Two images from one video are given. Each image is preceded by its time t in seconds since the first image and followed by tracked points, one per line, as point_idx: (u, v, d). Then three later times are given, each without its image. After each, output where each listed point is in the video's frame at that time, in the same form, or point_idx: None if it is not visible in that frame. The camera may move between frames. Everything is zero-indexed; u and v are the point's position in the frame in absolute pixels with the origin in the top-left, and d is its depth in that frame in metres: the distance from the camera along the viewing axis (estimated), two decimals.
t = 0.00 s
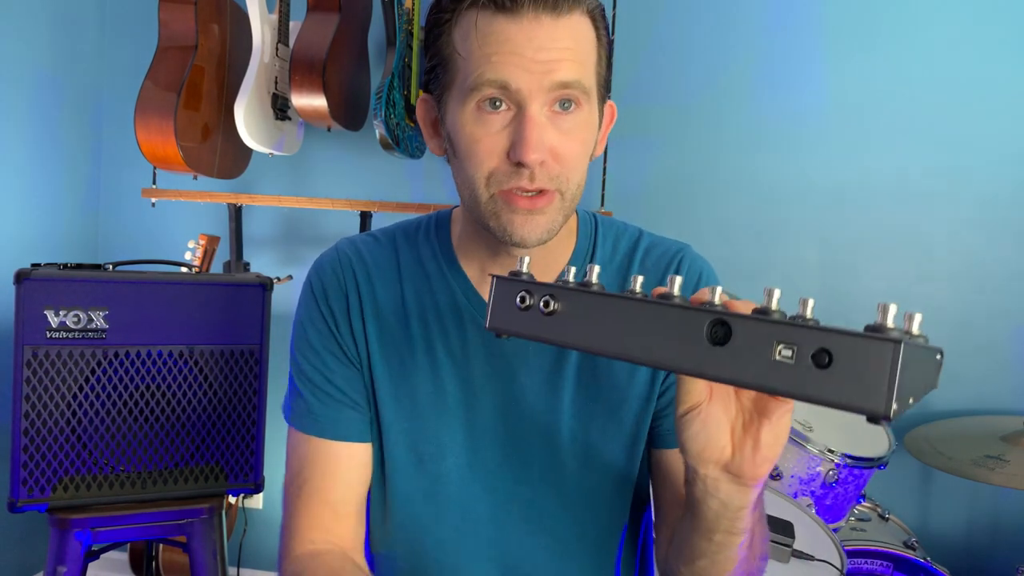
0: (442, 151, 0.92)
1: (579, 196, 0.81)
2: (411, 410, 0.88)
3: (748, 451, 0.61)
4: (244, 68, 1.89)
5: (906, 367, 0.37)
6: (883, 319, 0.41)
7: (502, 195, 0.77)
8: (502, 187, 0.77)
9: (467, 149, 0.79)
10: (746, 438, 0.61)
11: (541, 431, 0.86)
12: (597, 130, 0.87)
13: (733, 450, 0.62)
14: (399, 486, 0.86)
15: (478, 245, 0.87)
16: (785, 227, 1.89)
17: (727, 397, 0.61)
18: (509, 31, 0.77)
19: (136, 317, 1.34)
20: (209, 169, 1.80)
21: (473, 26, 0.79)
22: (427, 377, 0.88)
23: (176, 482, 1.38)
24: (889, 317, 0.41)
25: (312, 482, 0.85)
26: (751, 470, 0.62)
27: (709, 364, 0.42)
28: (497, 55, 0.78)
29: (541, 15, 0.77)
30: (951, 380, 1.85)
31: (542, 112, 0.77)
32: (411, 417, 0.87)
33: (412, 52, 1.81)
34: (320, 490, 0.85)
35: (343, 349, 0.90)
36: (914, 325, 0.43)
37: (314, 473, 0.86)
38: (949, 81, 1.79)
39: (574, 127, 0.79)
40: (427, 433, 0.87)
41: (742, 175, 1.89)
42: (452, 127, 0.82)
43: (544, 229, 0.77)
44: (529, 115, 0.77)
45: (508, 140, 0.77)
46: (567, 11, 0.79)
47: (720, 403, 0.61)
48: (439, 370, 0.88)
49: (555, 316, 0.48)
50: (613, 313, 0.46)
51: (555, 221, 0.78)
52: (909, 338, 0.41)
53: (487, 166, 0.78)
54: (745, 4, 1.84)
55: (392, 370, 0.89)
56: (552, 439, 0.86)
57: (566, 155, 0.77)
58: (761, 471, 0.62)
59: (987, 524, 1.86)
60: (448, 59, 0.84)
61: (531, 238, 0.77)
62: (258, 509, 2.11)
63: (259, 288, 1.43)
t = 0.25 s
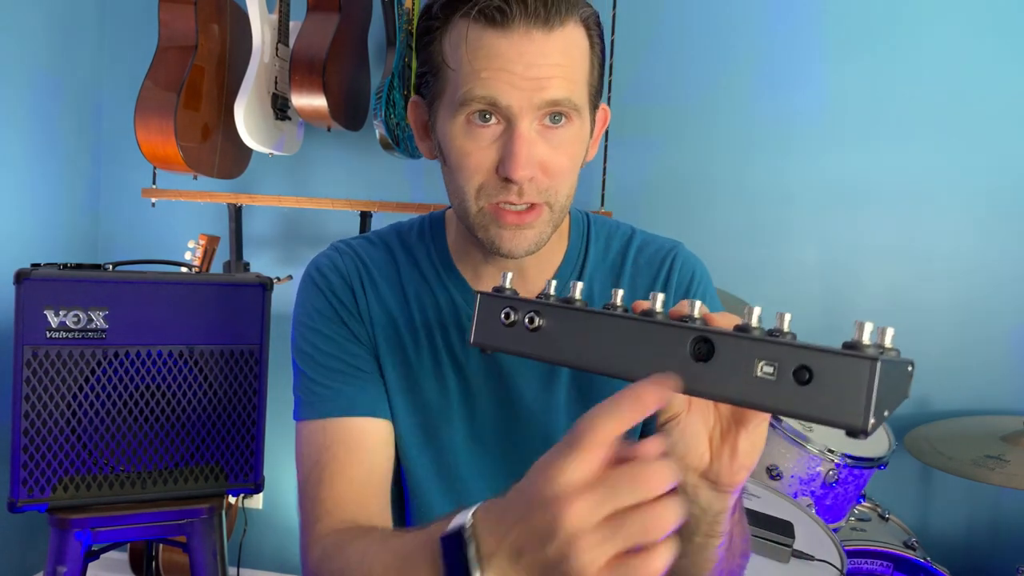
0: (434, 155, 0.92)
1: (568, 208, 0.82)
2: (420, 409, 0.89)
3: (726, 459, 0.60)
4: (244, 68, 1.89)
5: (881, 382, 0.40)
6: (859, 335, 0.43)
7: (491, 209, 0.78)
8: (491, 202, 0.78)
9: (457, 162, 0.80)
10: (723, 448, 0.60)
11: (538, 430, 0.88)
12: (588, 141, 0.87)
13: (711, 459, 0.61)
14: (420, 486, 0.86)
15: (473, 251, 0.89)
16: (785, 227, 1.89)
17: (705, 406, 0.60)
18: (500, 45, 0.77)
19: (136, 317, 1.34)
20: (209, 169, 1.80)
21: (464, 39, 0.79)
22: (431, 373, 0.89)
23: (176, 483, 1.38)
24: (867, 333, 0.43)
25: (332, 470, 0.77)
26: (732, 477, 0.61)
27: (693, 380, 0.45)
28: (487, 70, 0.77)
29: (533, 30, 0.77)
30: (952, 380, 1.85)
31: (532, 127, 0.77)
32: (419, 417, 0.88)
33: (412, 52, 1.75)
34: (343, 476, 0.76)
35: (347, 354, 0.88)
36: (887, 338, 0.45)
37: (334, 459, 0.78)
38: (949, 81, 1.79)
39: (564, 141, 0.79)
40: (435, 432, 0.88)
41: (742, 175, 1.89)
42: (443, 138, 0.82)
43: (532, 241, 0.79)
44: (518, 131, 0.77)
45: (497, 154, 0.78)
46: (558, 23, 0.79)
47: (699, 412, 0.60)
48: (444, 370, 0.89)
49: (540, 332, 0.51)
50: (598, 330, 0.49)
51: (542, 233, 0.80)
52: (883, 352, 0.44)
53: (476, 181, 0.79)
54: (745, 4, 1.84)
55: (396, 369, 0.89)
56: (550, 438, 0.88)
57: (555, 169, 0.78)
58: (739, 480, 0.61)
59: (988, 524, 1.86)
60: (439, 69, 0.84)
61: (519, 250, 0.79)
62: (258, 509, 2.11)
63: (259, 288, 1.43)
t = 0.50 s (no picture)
0: (433, 155, 0.92)
1: (568, 206, 0.82)
2: (422, 409, 0.88)
3: (724, 459, 0.60)
4: (245, 68, 1.89)
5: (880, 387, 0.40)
6: (856, 341, 0.43)
7: (490, 207, 0.79)
8: (491, 200, 0.79)
9: (456, 161, 0.80)
10: (722, 447, 0.60)
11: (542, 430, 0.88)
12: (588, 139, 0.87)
13: (710, 457, 0.61)
14: (422, 486, 0.86)
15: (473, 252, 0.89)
16: (785, 227, 1.89)
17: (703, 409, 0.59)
18: (499, 43, 0.77)
19: (136, 317, 1.34)
20: (209, 169, 1.80)
21: (463, 37, 0.79)
22: (433, 374, 0.89)
23: (176, 483, 1.38)
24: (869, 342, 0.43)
25: (341, 469, 0.77)
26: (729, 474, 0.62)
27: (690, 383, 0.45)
28: (486, 68, 0.77)
29: (531, 28, 0.77)
30: (951, 380, 1.85)
31: (531, 126, 0.78)
32: (422, 418, 0.88)
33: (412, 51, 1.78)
34: (352, 477, 0.77)
35: (348, 356, 0.88)
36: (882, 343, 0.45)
37: (343, 459, 0.78)
38: (949, 81, 1.79)
39: (564, 139, 0.79)
40: (438, 432, 0.88)
41: (742, 175, 1.89)
42: (442, 137, 0.82)
43: (532, 240, 0.79)
44: (518, 129, 0.77)
45: (496, 153, 0.78)
46: (558, 22, 0.79)
47: (698, 412, 0.59)
48: (445, 370, 0.89)
49: (539, 335, 0.51)
50: (598, 334, 0.49)
51: (542, 231, 0.80)
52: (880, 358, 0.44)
53: (476, 180, 0.79)
54: (745, 4, 1.84)
55: (398, 369, 0.89)
56: (552, 437, 0.88)
57: (555, 167, 0.78)
58: (735, 475, 0.62)
59: (987, 524, 1.86)
60: (437, 68, 0.84)
61: (519, 248, 0.79)
62: (258, 509, 2.11)
63: (259, 288, 1.42)
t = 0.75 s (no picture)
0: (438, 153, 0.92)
1: (571, 203, 0.82)
2: (423, 410, 0.88)
3: (731, 458, 0.60)
4: (245, 68, 1.88)
5: (890, 375, 0.41)
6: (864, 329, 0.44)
7: (493, 203, 0.78)
8: (494, 195, 0.78)
9: (460, 156, 0.80)
10: (727, 447, 0.60)
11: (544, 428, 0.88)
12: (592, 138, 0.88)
13: (716, 456, 0.61)
14: (423, 486, 0.86)
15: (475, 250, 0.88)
16: (785, 227, 1.89)
17: (710, 405, 0.60)
18: (505, 40, 0.77)
19: (136, 317, 1.34)
20: (209, 169, 1.80)
21: (468, 33, 0.79)
22: (435, 374, 0.89)
23: (176, 483, 1.38)
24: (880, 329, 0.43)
25: (340, 469, 0.77)
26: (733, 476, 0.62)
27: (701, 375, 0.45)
28: (491, 64, 0.77)
29: (537, 25, 0.77)
30: (951, 380, 1.85)
31: (535, 122, 0.78)
32: (422, 419, 0.88)
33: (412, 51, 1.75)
34: (350, 476, 0.77)
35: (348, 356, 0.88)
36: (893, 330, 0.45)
37: (342, 460, 0.78)
38: (949, 81, 1.79)
39: (567, 136, 0.79)
40: (439, 433, 0.88)
41: (743, 175, 1.89)
42: (446, 132, 0.82)
43: (532, 237, 0.79)
44: (522, 125, 0.77)
45: (500, 149, 0.77)
46: (564, 20, 0.79)
47: (704, 412, 0.60)
48: (446, 370, 0.89)
49: (548, 331, 0.51)
50: (608, 329, 0.49)
51: (544, 229, 0.80)
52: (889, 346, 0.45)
53: (479, 175, 0.79)
54: (745, 4, 1.84)
55: (400, 368, 0.89)
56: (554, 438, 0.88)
57: (558, 164, 0.78)
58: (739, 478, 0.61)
59: (987, 524, 1.86)
60: (443, 64, 0.84)
61: (519, 246, 0.79)
62: (258, 509, 2.11)
63: (259, 288, 1.42)
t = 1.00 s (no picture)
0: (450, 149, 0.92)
1: (586, 200, 0.81)
2: (421, 410, 0.88)
3: (756, 454, 0.60)
4: (245, 68, 1.89)
5: (919, 384, 0.41)
6: (906, 335, 0.43)
7: (507, 196, 0.78)
8: (508, 187, 0.78)
9: (474, 150, 0.80)
10: (756, 439, 0.60)
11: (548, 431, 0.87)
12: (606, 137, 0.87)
13: (743, 448, 0.61)
14: (421, 490, 0.87)
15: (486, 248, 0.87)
16: (785, 227, 1.89)
17: (745, 399, 0.59)
18: (522, 35, 0.78)
19: (136, 317, 1.33)
20: (208, 169, 1.80)
21: (486, 29, 0.80)
22: (435, 377, 0.88)
23: (176, 482, 1.39)
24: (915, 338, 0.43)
25: (323, 486, 0.85)
26: (761, 468, 0.61)
27: (733, 358, 0.44)
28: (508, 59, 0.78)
29: (554, 20, 0.78)
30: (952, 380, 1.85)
31: (550, 116, 0.78)
32: (422, 420, 0.87)
33: (412, 52, 1.84)
34: (331, 492, 0.85)
35: (352, 349, 0.89)
36: (934, 347, 0.44)
37: (322, 477, 0.86)
38: (949, 81, 1.79)
39: (582, 131, 0.79)
40: (439, 434, 0.87)
41: (742, 175, 1.89)
42: (460, 127, 0.82)
43: (547, 232, 0.77)
44: (538, 120, 0.78)
45: (515, 142, 0.78)
46: (581, 17, 0.80)
47: (737, 403, 0.59)
48: (449, 371, 0.88)
49: (592, 298, 0.49)
50: (650, 302, 0.47)
51: (558, 224, 0.78)
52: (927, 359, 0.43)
53: (493, 167, 0.78)
54: (745, 4, 1.84)
55: (399, 371, 0.88)
56: (557, 443, 0.87)
57: (573, 159, 0.78)
58: (766, 470, 0.61)
59: (987, 524, 1.86)
60: (458, 61, 0.85)
61: (533, 240, 0.77)
62: (258, 509, 2.11)
63: (259, 288, 1.43)
